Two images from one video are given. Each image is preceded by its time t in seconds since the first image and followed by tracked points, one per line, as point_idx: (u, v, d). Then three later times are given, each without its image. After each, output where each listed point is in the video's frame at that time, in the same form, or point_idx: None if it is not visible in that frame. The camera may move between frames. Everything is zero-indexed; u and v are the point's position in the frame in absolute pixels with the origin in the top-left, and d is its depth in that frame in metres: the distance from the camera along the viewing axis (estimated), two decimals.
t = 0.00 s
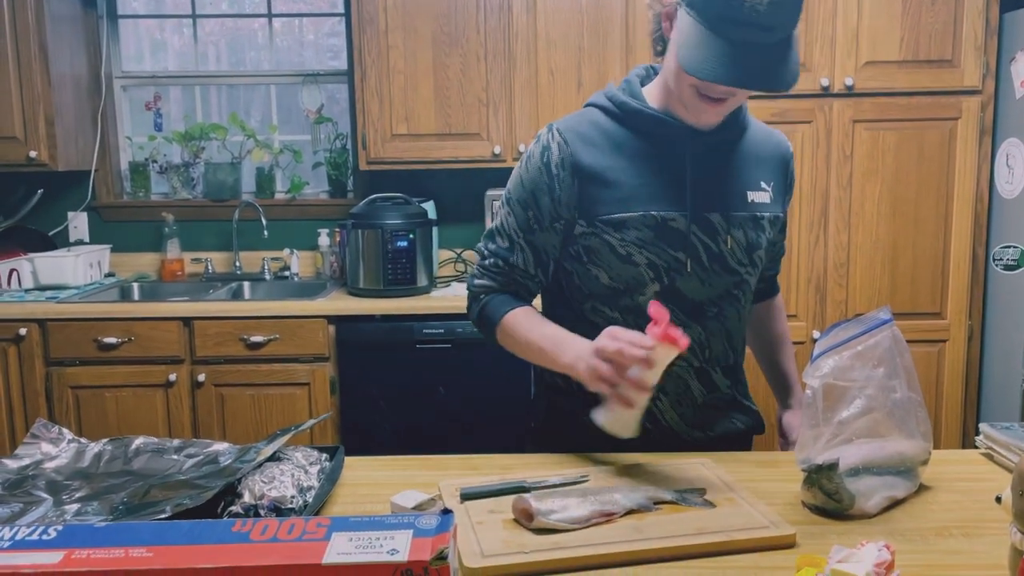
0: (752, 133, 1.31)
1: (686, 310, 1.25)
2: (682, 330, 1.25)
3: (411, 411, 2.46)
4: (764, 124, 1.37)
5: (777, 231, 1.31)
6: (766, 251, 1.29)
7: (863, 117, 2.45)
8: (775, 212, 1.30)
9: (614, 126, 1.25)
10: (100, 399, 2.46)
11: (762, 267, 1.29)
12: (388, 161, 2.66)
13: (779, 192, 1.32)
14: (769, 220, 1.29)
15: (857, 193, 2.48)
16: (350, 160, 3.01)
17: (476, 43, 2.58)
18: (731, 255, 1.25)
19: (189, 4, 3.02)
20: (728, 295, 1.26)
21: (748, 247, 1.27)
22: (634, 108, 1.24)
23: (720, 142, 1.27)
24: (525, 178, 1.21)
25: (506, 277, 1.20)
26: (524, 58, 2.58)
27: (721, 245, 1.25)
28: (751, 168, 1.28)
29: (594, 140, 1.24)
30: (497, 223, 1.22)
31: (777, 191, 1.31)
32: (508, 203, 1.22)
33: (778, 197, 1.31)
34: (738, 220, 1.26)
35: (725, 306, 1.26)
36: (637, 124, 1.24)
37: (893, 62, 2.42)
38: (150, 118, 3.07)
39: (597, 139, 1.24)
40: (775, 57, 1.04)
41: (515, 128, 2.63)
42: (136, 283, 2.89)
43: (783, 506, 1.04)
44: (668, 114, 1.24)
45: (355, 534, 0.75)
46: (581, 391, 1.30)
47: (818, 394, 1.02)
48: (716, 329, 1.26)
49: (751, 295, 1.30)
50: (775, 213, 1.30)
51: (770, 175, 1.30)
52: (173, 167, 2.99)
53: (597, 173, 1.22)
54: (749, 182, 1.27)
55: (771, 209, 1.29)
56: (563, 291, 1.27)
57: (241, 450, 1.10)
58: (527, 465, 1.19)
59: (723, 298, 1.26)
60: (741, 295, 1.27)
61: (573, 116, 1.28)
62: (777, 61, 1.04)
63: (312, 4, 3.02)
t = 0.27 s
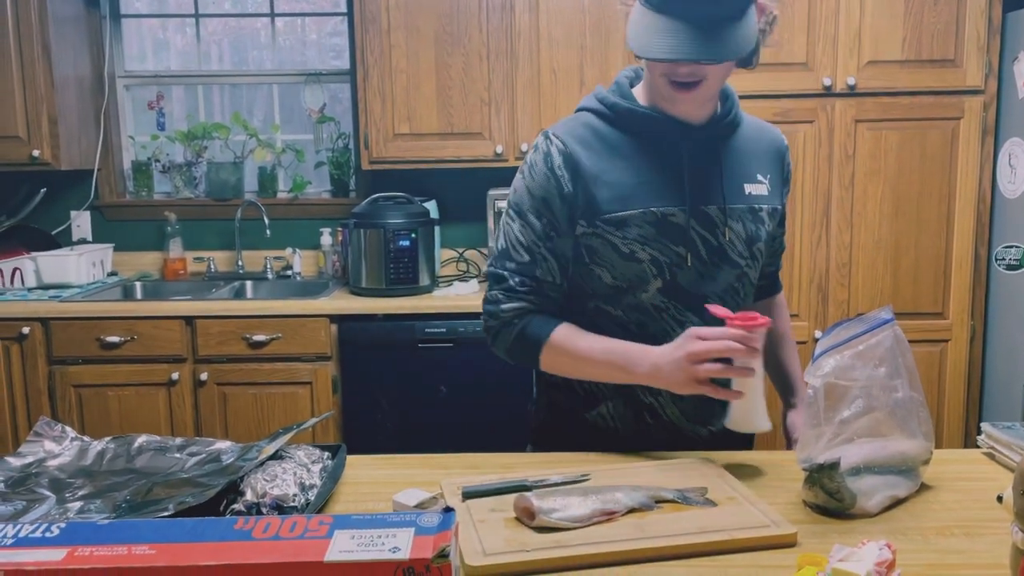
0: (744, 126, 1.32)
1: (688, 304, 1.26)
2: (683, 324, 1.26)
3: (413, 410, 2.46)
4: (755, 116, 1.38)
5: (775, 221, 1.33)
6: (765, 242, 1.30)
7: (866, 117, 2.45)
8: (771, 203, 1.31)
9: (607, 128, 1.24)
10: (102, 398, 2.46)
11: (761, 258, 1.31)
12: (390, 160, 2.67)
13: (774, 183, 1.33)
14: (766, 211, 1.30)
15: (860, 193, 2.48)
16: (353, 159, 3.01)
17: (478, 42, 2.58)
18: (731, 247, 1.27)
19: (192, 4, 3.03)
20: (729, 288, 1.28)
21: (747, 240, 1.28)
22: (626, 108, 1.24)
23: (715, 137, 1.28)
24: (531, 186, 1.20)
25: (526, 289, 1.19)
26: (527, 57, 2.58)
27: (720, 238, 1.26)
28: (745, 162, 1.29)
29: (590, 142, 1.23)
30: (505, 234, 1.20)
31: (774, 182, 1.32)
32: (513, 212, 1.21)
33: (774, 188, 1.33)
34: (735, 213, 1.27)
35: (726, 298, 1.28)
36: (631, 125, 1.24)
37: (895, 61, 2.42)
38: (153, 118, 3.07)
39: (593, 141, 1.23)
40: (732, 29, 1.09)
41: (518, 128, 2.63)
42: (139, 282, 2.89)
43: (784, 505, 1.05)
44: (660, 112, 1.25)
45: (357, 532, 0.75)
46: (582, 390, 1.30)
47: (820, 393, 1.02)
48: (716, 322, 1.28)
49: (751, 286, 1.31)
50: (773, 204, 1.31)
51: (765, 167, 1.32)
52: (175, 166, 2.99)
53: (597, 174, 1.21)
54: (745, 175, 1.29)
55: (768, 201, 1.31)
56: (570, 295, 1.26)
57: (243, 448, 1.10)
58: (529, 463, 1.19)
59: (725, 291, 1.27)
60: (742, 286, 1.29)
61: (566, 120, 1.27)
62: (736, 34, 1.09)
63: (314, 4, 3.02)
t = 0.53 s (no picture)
0: (745, 129, 1.33)
1: (686, 304, 1.25)
2: (679, 324, 1.26)
3: (415, 411, 2.46)
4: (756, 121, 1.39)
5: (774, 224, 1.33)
6: (764, 244, 1.30)
7: (869, 118, 2.45)
8: (771, 205, 1.31)
9: (609, 128, 1.25)
10: (104, 398, 2.46)
11: (760, 260, 1.31)
12: (392, 161, 2.67)
13: (775, 187, 1.34)
14: (766, 213, 1.30)
15: (862, 194, 2.48)
16: (355, 160, 3.01)
17: (480, 43, 2.58)
18: (731, 247, 1.26)
19: (195, 4, 3.03)
20: (728, 289, 1.27)
21: (747, 241, 1.28)
22: (626, 108, 1.24)
23: (715, 138, 1.28)
24: (542, 185, 1.19)
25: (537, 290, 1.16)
26: (529, 58, 2.58)
27: (719, 237, 1.26)
28: (745, 164, 1.30)
29: (594, 140, 1.23)
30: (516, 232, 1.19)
31: (774, 185, 1.33)
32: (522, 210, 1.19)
33: (775, 191, 1.33)
34: (735, 213, 1.27)
35: (725, 299, 1.27)
36: (632, 123, 1.25)
37: (898, 63, 2.42)
38: (156, 118, 3.07)
39: (597, 140, 1.24)
40: (707, 18, 1.12)
41: (520, 128, 2.63)
42: (141, 282, 2.89)
43: (787, 507, 1.04)
44: (660, 111, 1.25)
45: (359, 533, 0.75)
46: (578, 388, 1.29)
47: (823, 394, 1.02)
48: (714, 323, 1.27)
49: (751, 288, 1.31)
50: (772, 206, 1.31)
51: (765, 169, 1.32)
52: (178, 166, 3.00)
53: (600, 172, 1.21)
54: (744, 176, 1.29)
55: (769, 203, 1.31)
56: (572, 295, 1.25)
57: (245, 449, 1.10)
58: (531, 464, 1.19)
59: (725, 291, 1.27)
60: (741, 288, 1.28)
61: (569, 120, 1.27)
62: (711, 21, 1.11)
63: (316, 5, 3.02)
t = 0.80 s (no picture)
0: (760, 137, 1.32)
1: (668, 307, 1.28)
2: (661, 328, 1.29)
3: (418, 413, 2.47)
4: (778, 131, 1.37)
5: (777, 238, 1.31)
6: (760, 256, 1.29)
7: (872, 121, 2.45)
8: (776, 218, 1.30)
9: (616, 125, 1.30)
10: (109, 399, 2.47)
11: (756, 272, 1.30)
12: (396, 163, 2.67)
13: (786, 200, 1.32)
14: (767, 225, 1.29)
15: (866, 197, 2.48)
16: (359, 162, 3.02)
17: (484, 45, 2.59)
18: (722, 256, 1.27)
19: (199, 6, 3.04)
20: (713, 296, 1.28)
21: (740, 251, 1.28)
22: (632, 108, 1.29)
23: (723, 142, 1.29)
24: (535, 174, 1.27)
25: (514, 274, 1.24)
26: (533, 60, 2.59)
27: (711, 244, 1.27)
28: (752, 172, 1.29)
29: (595, 137, 1.29)
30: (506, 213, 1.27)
31: (782, 198, 1.31)
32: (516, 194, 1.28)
33: (783, 205, 1.31)
34: (731, 222, 1.27)
35: (709, 307, 1.29)
36: (636, 121, 1.29)
37: (901, 66, 2.42)
38: (160, 120, 3.08)
39: (598, 137, 1.29)
40: (700, 22, 1.15)
41: (523, 131, 2.63)
42: (145, 284, 2.90)
43: (791, 509, 1.04)
44: (664, 113, 1.28)
45: (365, 534, 0.75)
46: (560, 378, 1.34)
47: (827, 397, 1.02)
48: (695, 330, 1.30)
49: (743, 299, 1.31)
50: (777, 219, 1.30)
51: (775, 181, 1.31)
52: (182, 168, 3.01)
53: (592, 167, 1.27)
54: (749, 185, 1.29)
55: (773, 216, 1.30)
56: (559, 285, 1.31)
57: (250, 450, 1.10)
58: (536, 466, 1.19)
59: (708, 299, 1.28)
60: (729, 298, 1.29)
61: (581, 114, 1.33)
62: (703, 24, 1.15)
63: (320, 7, 3.03)
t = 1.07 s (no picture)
0: (755, 150, 1.33)
1: (630, 310, 1.33)
2: (623, 331, 1.33)
3: (422, 415, 2.47)
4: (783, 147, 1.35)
5: (755, 255, 1.31)
6: (728, 270, 1.31)
7: (876, 125, 2.45)
8: (753, 234, 1.30)
9: (606, 126, 1.38)
10: (113, 401, 2.47)
11: (728, 285, 1.31)
12: (400, 166, 2.68)
13: (769, 218, 1.30)
14: (740, 240, 1.30)
15: (870, 200, 2.48)
16: (363, 164, 3.03)
17: (489, 48, 2.59)
18: (686, 263, 1.31)
19: (204, 9, 3.05)
20: (675, 303, 1.32)
21: (706, 261, 1.31)
22: (621, 111, 1.37)
23: (705, 152, 1.32)
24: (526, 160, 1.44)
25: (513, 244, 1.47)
26: (537, 63, 2.59)
27: (674, 251, 1.32)
28: (732, 184, 1.31)
29: (584, 135, 1.39)
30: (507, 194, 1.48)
31: (765, 215, 1.30)
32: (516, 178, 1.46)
33: (768, 223, 1.30)
34: (698, 231, 1.31)
35: (670, 314, 1.33)
36: (621, 122, 1.37)
37: (905, 69, 2.42)
38: (165, 122, 3.09)
39: (587, 135, 1.39)
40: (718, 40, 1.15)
41: (527, 134, 2.64)
42: (150, 285, 2.90)
43: (796, 512, 1.04)
44: (647, 117, 1.34)
45: (372, 536, 0.75)
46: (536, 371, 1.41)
47: (833, 400, 1.02)
48: (657, 337, 1.33)
49: (711, 312, 1.32)
50: (754, 234, 1.30)
51: (760, 196, 1.30)
52: (187, 170, 3.01)
53: (569, 161, 1.38)
54: (725, 196, 1.31)
55: (748, 231, 1.30)
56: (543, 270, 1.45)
57: (256, 452, 1.10)
58: (541, 469, 1.20)
59: (669, 305, 1.32)
60: (691, 307, 1.32)
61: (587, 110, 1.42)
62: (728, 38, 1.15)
63: (324, 10, 3.04)
